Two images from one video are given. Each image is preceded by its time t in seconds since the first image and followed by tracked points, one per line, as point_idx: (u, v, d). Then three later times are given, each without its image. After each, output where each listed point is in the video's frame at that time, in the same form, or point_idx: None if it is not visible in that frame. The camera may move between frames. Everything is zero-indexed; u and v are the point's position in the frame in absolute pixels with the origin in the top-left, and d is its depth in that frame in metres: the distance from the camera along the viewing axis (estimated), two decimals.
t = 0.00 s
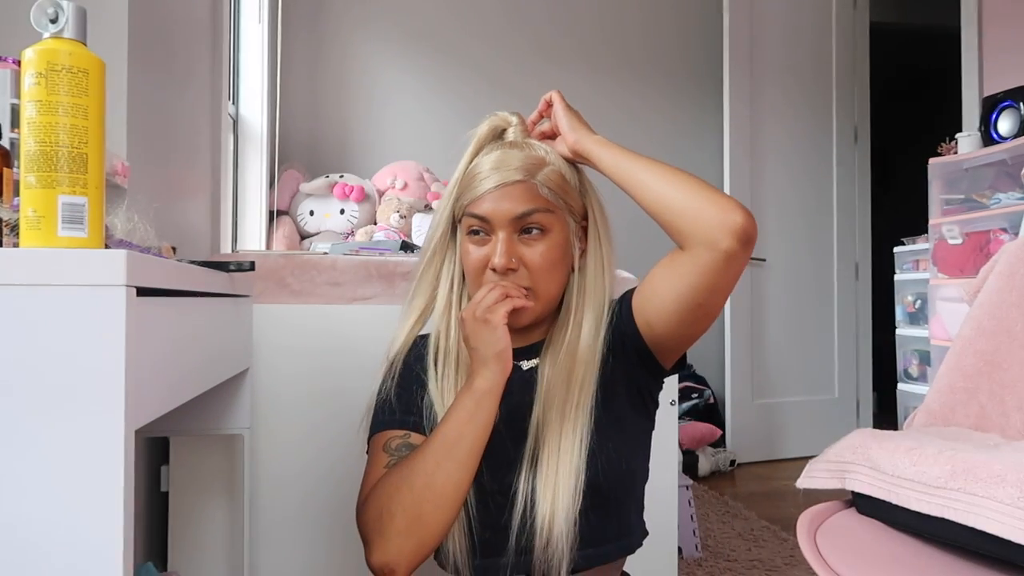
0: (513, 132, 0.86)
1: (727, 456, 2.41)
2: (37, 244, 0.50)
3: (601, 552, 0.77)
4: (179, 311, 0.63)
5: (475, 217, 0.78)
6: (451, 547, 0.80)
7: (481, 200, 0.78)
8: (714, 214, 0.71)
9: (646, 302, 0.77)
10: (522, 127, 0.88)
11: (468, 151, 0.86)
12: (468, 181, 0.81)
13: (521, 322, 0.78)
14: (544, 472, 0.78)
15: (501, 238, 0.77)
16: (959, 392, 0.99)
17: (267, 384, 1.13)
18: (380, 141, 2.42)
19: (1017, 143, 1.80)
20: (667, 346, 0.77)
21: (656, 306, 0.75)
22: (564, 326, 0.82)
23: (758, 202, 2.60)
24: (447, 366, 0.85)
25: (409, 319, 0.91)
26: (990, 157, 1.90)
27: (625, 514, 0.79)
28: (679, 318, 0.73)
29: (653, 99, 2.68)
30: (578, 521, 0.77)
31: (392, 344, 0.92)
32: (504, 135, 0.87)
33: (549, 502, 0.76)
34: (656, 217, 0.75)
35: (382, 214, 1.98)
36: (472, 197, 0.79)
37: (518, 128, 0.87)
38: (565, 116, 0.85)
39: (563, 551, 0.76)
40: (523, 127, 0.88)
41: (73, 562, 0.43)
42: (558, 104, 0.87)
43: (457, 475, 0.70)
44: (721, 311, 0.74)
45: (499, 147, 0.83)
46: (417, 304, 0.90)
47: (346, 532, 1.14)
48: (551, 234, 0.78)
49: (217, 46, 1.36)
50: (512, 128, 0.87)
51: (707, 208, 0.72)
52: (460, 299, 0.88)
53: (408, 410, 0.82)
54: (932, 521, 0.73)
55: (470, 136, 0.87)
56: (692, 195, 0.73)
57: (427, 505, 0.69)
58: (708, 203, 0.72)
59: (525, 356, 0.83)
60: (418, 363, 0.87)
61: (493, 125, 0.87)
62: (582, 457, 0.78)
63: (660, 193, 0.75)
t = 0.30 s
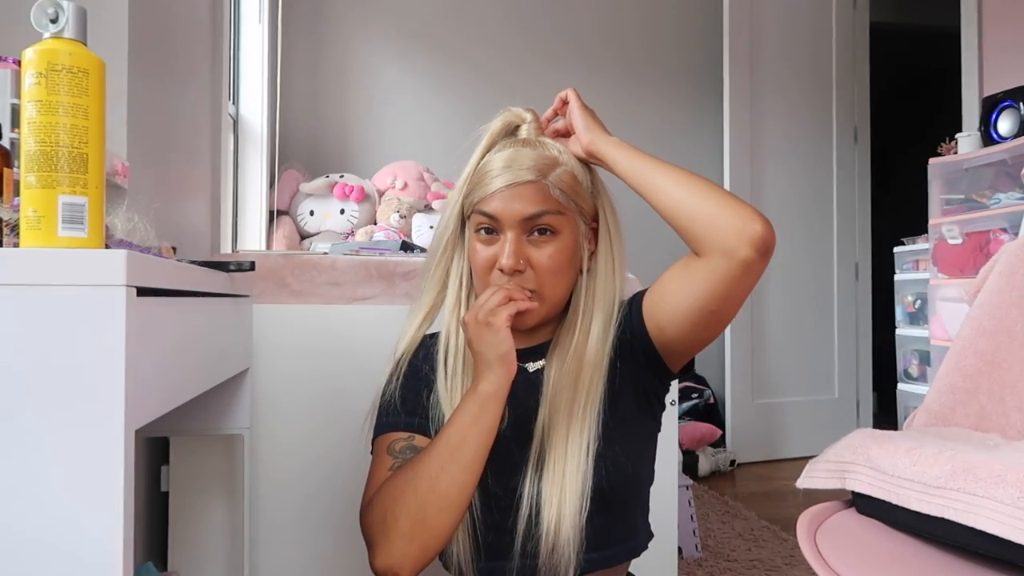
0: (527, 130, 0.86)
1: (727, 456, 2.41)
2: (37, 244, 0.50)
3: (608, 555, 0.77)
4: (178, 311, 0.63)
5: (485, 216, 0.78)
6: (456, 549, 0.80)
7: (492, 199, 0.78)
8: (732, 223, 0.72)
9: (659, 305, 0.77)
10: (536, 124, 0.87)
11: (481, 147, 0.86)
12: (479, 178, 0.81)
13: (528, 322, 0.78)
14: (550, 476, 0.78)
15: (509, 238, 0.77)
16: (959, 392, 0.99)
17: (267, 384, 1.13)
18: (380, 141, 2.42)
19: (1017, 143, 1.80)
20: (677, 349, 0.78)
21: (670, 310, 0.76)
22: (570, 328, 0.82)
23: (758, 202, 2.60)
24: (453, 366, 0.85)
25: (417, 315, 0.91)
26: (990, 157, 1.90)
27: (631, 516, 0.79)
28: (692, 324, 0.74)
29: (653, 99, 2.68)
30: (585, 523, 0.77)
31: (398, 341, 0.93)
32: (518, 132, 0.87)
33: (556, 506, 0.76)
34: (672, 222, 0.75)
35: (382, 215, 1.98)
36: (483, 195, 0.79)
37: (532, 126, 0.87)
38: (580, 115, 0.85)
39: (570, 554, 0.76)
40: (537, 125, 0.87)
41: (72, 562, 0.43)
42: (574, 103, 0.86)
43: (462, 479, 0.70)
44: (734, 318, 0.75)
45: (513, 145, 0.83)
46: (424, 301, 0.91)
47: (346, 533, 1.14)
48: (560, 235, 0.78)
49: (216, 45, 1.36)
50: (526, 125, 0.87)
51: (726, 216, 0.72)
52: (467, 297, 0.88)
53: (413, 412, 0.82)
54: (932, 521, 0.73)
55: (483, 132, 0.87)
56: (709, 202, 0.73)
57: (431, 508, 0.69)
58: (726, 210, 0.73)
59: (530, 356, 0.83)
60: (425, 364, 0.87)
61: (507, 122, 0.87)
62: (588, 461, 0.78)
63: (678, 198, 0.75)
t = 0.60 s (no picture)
0: (538, 127, 0.86)
1: (726, 456, 2.41)
2: (37, 245, 0.50)
3: (613, 562, 0.77)
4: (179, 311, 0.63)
5: (491, 216, 0.78)
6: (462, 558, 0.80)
7: (499, 199, 0.78)
8: (746, 231, 0.71)
9: (670, 312, 0.77)
10: (546, 121, 0.87)
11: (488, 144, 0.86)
12: (486, 176, 0.81)
13: (534, 323, 0.78)
14: (555, 484, 0.78)
15: (515, 239, 0.77)
16: (959, 392, 0.99)
17: (267, 385, 1.13)
18: (380, 141, 2.42)
19: (1017, 143, 1.80)
20: (686, 355, 0.78)
21: (681, 317, 0.75)
22: (576, 331, 0.83)
23: (758, 202, 2.60)
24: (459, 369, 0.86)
25: (423, 314, 0.91)
26: (990, 157, 1.90)
27: (636, 523, 0.80)
28: (703, 331, 0.74)
29: (653, 99, 2.68)
30: (591, 531, 0.77)
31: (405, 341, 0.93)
32: (527, 129, 0.86)
33: (562, 514, 0.76)
34: (686, 228, 0.75)
35: (382, 214, 1.98)
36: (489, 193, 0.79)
37: (543, 124, 0.86)
38: (592, 114, 0.85)
39: (576, 562, 0.76)
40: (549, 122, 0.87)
41: (72, 562, 0.43)
42: (586, 101, 0.86)
43: (464, 486, 0.70)
44: (745, 326, 0.75)
45: (522, 143, 0.83)
46: (430, 299, 0.91)
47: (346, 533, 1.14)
48: (566, 237, 0.78)
49: (216, 45, 1.36)
50: (535, 123, 0.87)
51: (740, 225, 0.72)
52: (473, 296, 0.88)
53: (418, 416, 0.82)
54: (933, 521, 0.73)
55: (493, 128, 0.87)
56: (724, 210, 0.73)
57: (434, 513, 0.69)
58: (741, 218, 0.72)
59: (535, 359, 0.83)
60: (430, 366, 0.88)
61: (518, 119, 0.87)
62: (594, 468, 0.78)
63: (691, 205, 0.74)
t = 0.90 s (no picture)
0: (543, 124, 0.86)
1: (726, 456, 2.41)
2: (37, 245, 0.50)
3: (617, 566, 0.77)
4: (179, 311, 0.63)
5: (498, 213, 0.78)
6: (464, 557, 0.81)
7: (506, 197, 0.78)
8: (760, 231, 0.71)
9: (680, 311, 0.76)
10: (552, 117, 0.87)
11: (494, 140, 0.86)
12: (492, 173, 0.81)
13: (541, 321, 0.78)
14: (560, 487, 0.78)
15: (522, 236, 0.77)
16: (959, 392, 1.00)
17: (268, 385, 1.13)
18: (380, 140, 2.42)
19: (1017, 143, 1.79)
20: (694, 356, 0.78)
21: (690, 317, 0.75)
22: (582, 331, 0.83)
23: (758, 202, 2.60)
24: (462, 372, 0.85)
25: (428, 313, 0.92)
26: (990, 157, 1.90)
27: (641, 526, 0.80)
28: (712, 330, 0.74)
29: (652, 99, 2.69)
30: (595, 536, 0.78)
31: (410, 341, 0.93)
32: (533, 125, 0.86)
33: (567, 519, 0.77)
34: (698, 227, 0.74)
35: (383, 215, 1.98)
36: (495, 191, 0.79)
37: (548, 120, 0.86)
38: (599, 109, 0.85)
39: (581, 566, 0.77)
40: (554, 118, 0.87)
41: (73, 562, 0.43)
42: (593, 97, 0.86)
43: (463, 492, 0.70)
44: (755, 326, 0.74)
45: (527, 140, 0.83)
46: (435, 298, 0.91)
47: (347, 533, 1.15)
48: (574, 235, 0.78)
49: (217, 45, 1.36)
50: (541, 119, 0.86)
51: (754, 224, 0.71)
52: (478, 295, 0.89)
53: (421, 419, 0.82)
54: (932, 521, 0.73)
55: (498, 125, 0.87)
56: (737, 208, 0.72)
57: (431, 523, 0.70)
58: (755, 217, 0.72)
59: (539, 360, 0.83)
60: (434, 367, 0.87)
61: (523, 115, 0.87)
62: (599, 473, 0.79)
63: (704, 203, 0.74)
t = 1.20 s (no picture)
0: (510, 129, 0.85)
1: (726, 456, 2.41)
2: (38, 245, 0.50)
3: (632, 557, 0.78)
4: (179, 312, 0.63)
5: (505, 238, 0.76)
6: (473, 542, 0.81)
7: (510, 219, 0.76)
8: (754, 198, 0.71)
9: (682, 292, 0.77)
10: (518, 122, 0.86)
11: (464, 157, 0.84)
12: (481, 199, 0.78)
13: (566, 326, 0.79)
14: (577, 476, 0.77)
15: (539, 255, 0.75)
16: (959, 392, 1.00)
17: (268, 385, 1.13)
18: (380, 141, 2.42)
19: (1017, 143, 1.79)
20: (703, 336, 0.78)
21: (694, 296, 0.76)
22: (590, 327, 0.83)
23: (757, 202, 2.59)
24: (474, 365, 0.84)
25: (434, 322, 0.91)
26: (990, 157, 1.90)
27: (653, 519, 0.80)
28: (719, 305, 0.74)
29: (652, 99, 2.68)
30: (612, 526, 0.77)
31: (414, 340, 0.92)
32: (501, 133, 0.85)
33: (584, 508, 0.76)
34: (692, 207, 0.74)
35: (382, 215, 1.98)
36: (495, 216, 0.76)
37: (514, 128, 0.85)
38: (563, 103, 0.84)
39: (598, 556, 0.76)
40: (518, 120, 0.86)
41: (72, 563, 0.43)
42: (551, 90, 0.86)
43: (419, 401, 0.69)
44: (758, 293, 0.75)
45: (504, 152, 0.81)
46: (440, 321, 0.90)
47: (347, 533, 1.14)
48: (581, 239, 0.78)
49: (216, 45, 1.36)
50: (508, 126, 0.85)
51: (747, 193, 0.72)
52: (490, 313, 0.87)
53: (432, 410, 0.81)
54: (933, 521, 0.73)
55: (466, 141, 0.84)
56: (727, 179, 0.73)
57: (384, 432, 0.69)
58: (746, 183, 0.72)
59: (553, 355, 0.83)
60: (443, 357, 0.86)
61: (488, 124, 0.85)
62: (614, 462, 0.79)
63: (694, 182, 0.74)
